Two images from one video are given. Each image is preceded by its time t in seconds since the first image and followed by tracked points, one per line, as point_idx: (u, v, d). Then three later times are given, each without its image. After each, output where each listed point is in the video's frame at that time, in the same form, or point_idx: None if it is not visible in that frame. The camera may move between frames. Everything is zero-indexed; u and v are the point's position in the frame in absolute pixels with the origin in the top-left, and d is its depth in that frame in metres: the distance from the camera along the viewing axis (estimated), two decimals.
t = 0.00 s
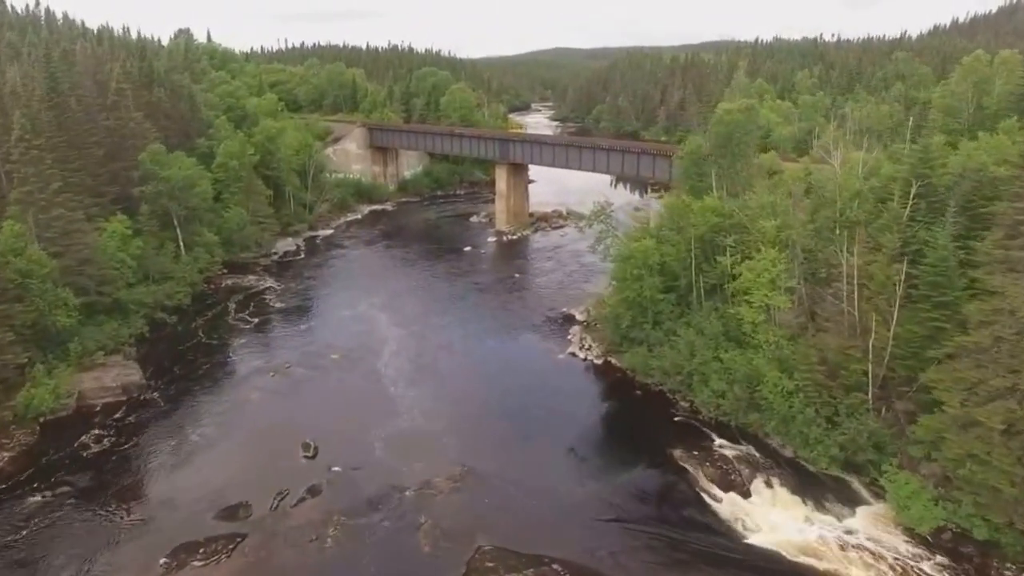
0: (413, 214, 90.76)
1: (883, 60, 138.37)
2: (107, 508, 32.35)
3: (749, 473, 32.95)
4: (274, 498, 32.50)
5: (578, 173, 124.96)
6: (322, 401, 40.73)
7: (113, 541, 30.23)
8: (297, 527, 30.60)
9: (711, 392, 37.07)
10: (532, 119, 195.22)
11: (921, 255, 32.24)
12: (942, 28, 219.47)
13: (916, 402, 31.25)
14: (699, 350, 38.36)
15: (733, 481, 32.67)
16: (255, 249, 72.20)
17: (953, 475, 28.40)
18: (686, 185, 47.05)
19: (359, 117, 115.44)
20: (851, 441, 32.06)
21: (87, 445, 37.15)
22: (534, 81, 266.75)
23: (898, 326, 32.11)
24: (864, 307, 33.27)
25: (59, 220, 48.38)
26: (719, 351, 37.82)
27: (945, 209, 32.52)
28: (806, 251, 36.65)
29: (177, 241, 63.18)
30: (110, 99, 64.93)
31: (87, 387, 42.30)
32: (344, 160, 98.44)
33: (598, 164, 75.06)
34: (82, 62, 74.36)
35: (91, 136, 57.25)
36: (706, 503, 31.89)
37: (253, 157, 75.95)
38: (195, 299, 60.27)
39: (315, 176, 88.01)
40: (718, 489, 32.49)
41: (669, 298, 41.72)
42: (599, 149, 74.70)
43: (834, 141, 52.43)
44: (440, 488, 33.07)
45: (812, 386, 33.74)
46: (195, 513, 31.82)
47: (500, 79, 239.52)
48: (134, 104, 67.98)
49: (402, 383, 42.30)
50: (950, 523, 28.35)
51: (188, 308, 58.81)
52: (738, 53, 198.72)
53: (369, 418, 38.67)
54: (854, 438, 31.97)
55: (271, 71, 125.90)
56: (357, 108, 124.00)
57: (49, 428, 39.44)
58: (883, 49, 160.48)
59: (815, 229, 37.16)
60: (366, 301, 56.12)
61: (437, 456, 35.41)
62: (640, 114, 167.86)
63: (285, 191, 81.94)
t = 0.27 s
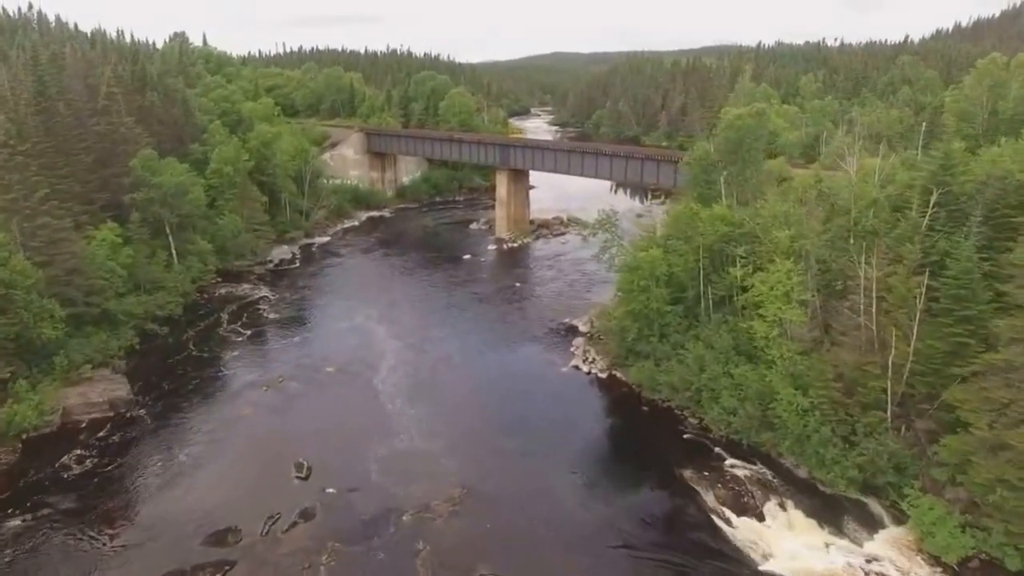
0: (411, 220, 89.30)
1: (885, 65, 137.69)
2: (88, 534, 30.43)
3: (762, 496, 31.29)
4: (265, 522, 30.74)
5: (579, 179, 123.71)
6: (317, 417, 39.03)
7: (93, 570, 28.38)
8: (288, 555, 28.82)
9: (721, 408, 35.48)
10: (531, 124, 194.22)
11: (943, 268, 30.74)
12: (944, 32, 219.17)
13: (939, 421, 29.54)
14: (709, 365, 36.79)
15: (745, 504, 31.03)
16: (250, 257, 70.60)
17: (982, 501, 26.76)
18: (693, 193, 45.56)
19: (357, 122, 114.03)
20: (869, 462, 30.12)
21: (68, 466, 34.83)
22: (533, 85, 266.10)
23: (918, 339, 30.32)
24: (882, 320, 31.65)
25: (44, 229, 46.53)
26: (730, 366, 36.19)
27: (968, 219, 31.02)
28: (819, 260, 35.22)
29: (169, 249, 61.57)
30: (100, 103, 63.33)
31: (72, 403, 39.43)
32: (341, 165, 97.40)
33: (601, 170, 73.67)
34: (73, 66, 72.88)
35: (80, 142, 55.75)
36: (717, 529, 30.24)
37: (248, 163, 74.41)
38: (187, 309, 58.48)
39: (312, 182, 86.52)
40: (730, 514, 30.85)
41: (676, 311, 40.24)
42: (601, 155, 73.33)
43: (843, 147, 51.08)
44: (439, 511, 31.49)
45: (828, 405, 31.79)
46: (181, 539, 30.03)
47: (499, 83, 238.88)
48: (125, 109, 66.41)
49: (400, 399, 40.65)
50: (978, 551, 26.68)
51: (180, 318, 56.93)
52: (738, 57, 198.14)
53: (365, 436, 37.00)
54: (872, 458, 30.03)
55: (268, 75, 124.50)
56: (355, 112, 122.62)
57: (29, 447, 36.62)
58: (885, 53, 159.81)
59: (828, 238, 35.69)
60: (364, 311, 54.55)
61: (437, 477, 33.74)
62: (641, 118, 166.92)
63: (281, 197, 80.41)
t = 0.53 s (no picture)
0: (410, 228, 87.77)
1: (889, 71, 136.49)
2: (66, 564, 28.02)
3: (778, 522, 29.42)
4: (256, 550, 28.76)
5: (580, 186, 122.26)
6: (311, 436, 37.16)
7: None
8: None
9: (733, 428, 33.82)
10: (532, 130, 193.07)
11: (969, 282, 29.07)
12: (946, 37, 218.42)
13: (965, 444, 27.46)
14: (720, 382, 35.14)
15: (760, 530, 29.21)
16: (244, 266, 68.90)
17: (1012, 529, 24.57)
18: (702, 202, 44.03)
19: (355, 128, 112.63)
20: (892, 487, 28.18)
21: (46, 491, 32.49)
22: (533, 91, 265.18)
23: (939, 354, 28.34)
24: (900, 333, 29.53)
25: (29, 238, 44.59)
26: (744, 384, 34.50)
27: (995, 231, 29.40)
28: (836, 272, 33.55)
29: (161, 258, 59.94)
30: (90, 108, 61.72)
31: (57, 420, 37.03)
32: (339, 171, 95.20)
33: (604, 177, 72.25)
34: (64, 71, 71.34)
35: (69, 149, 54.16)
36: (730, 558, 28.40)
37: (243, 170, 72.84)
38: (180, 321, 56.65)
39: (309, 189, 84.97)
40: (745, 541, 29.04)
41: (685, 325, 38.63)
42: (604, 162, 71.92)
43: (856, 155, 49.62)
44: (438, 539, 29.67)
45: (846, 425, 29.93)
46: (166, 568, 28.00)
47: (499, 89, 237.96)
48: (116, 115, 64.82)
49: (398, 417, 38.86)
50: None
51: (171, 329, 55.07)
52: (739, 63, 197.17)
53: (363, 457, 35.18)
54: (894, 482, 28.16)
55: (265, 81, 123.16)
56: (354, 118, 121.22)
57: (10, 468, 34.33)
58: (888, 58, 158.75)
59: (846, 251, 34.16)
60: (361, 324, 52.82)
61: (438, 502, 31.94)
62: (643, 124, 165.83)
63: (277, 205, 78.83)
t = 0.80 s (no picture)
0: (409, 238, 86.44)
1: (890, 80, 135.84)
2: None
3: (799, 551, 27.88)
4: None
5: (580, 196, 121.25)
6: (306, 458, 35.47)
7: None
8: None
9: (748, 451, 32.30)
10: (530, 139, 192.40)
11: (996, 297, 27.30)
12: (944, 47, 218.39)
13: (1000, 471, 25.74)
14: (733, 402, 33.64)
15: (780, 560, 27.61)
16: (239, 277, 67.25)
17: None
18: (711, 214, 42.73)
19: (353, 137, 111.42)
20: (921, 516, 26.53)
21: (22, 517, 30.69)
22: (531, 101, 264.76)
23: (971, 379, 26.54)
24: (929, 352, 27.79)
25: (13, 249, 42.32)
26: (758, 404, 33.00)
27: None
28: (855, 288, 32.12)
29: (154, 269, 58.25)
30: (83, 116, 60.16)
31: (38, 440, 35.25)
32: (337, 181, 93.95)
33: (606, 187, 71.04)
34: (57, 78, 69.87)
35: (59, 157, 52.61)
36: None
37: (239, 179, 71.41)
38: (172, 334, 54.99)
39: (306, 199, 83.53)
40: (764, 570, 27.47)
41: (695, 341, 37.16)
42: (607, 171, 70.73)
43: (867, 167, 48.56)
44: (438, 570, 28.00)
45: (871, 448, 28.41)
46: None
47: (498, 98, 237.41)
48: (109, 123, 63.33)
49: (397, 436, 37.26)
50: None
51: (162, 343, 53.35)
52: (739, 73, 196.79)
53: (360, 480, 33.54)
54: (923, 510, 26.51)
55: (263, 89, 122.01)
56: (352, 127, 120.03)
57: None
58: (889, 68, 158.23)
59: (865, 265, 32.73)
60: (358, 338, 51.20)
61: (440, 529, 30.33)
62: (642, 133, 165.16)
63: (273, 215, 77.34)
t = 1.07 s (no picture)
0: (408, 250, 84.93)
1: (891, 91, 135.16)
2: None
3: None
4: None
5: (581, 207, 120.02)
6: (300, 484, 33.73)
7: None
8: None
9: (765, 476, 30.76)
10: (529, 149, 191.45)
11: None
12: (943, 58, 218.27)
13: None
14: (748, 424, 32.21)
15: None
16: (234, 288, 65.48)
17: None
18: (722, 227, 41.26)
19: (352, 147, 109.99)
20: (956, 549, 24.61)
21: None
22: (530, 111, 264.15)
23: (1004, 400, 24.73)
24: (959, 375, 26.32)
25: None
26: (776, 428, 31.50)
27: None
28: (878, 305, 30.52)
29: (146, 281, 56.33)
30: (75, 125, 58.49)
31: (16, 463, 33.32)
32: (335, 192, 92.52)
33: (610, 198, 69.73)
34: (51, 86, 68.26)
35: (50, 166, 50.92)
36: None
37: (235, 189, 69.79)
38: (163, 348, 53.07)
39: (304, 210, 81.94)
40: None
41: (707, 360, 35.83)
42: (611, 182, 69.42)
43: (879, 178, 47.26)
44: None
45: (899, 476, 26.83)
46: None
47: (497, 109, 236.62)
48: (103, 132, 61.66)
49: (396, 460, 35.61)
50: None
51: (153, 358, 51.48)
52: (738, 84, 196.33)
53: (358, 508, 31.83)
54: (957, 543, 24.61)
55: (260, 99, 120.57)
56: (350, 137, 118.66)
57: None
58: (889, 78, 157.72)
59: (887, 281, 31.23)
60: (356, 354, 49.53)
61: (441, 560, 28.59)
62: (642, 143, 164.28)
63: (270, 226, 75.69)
